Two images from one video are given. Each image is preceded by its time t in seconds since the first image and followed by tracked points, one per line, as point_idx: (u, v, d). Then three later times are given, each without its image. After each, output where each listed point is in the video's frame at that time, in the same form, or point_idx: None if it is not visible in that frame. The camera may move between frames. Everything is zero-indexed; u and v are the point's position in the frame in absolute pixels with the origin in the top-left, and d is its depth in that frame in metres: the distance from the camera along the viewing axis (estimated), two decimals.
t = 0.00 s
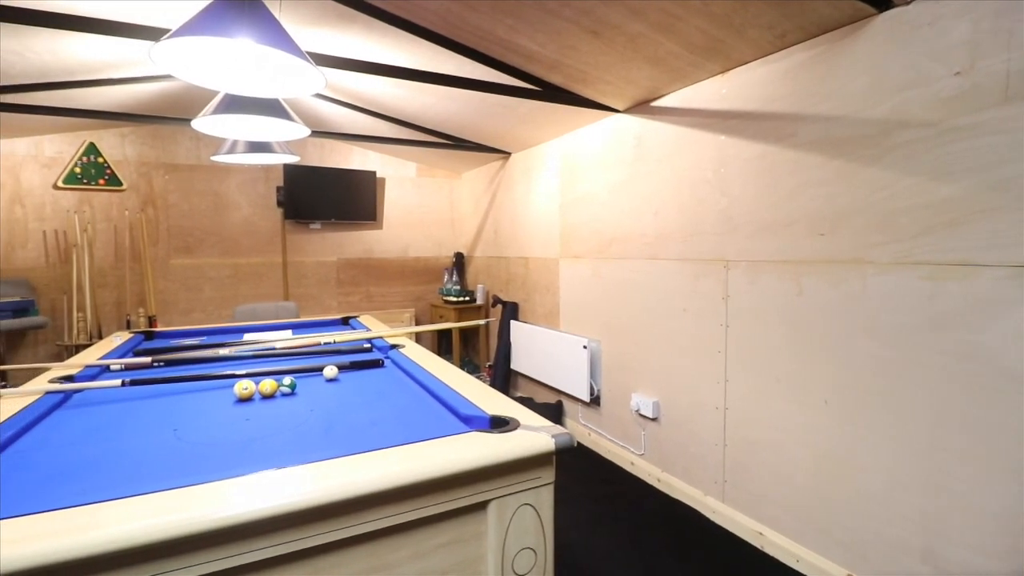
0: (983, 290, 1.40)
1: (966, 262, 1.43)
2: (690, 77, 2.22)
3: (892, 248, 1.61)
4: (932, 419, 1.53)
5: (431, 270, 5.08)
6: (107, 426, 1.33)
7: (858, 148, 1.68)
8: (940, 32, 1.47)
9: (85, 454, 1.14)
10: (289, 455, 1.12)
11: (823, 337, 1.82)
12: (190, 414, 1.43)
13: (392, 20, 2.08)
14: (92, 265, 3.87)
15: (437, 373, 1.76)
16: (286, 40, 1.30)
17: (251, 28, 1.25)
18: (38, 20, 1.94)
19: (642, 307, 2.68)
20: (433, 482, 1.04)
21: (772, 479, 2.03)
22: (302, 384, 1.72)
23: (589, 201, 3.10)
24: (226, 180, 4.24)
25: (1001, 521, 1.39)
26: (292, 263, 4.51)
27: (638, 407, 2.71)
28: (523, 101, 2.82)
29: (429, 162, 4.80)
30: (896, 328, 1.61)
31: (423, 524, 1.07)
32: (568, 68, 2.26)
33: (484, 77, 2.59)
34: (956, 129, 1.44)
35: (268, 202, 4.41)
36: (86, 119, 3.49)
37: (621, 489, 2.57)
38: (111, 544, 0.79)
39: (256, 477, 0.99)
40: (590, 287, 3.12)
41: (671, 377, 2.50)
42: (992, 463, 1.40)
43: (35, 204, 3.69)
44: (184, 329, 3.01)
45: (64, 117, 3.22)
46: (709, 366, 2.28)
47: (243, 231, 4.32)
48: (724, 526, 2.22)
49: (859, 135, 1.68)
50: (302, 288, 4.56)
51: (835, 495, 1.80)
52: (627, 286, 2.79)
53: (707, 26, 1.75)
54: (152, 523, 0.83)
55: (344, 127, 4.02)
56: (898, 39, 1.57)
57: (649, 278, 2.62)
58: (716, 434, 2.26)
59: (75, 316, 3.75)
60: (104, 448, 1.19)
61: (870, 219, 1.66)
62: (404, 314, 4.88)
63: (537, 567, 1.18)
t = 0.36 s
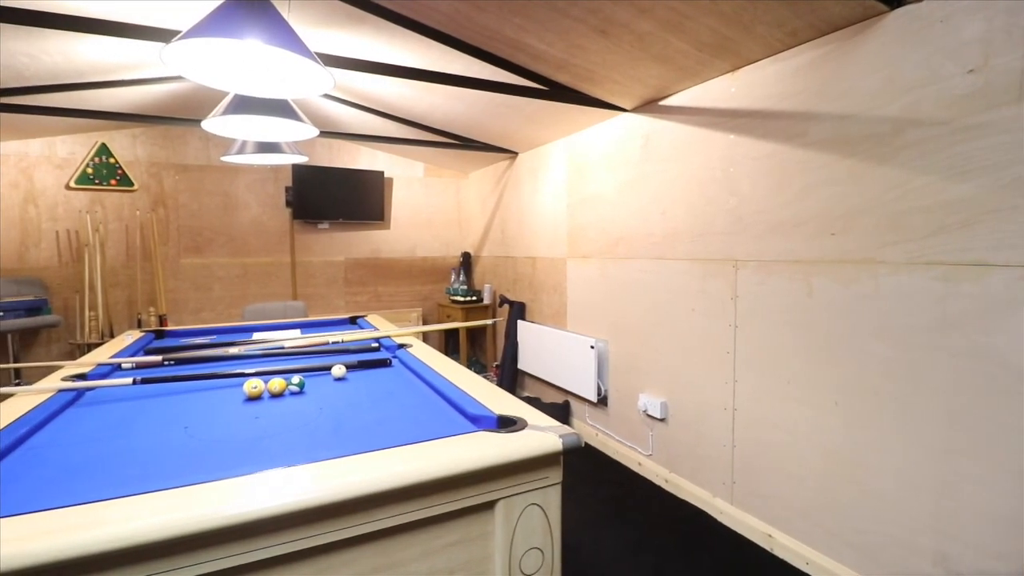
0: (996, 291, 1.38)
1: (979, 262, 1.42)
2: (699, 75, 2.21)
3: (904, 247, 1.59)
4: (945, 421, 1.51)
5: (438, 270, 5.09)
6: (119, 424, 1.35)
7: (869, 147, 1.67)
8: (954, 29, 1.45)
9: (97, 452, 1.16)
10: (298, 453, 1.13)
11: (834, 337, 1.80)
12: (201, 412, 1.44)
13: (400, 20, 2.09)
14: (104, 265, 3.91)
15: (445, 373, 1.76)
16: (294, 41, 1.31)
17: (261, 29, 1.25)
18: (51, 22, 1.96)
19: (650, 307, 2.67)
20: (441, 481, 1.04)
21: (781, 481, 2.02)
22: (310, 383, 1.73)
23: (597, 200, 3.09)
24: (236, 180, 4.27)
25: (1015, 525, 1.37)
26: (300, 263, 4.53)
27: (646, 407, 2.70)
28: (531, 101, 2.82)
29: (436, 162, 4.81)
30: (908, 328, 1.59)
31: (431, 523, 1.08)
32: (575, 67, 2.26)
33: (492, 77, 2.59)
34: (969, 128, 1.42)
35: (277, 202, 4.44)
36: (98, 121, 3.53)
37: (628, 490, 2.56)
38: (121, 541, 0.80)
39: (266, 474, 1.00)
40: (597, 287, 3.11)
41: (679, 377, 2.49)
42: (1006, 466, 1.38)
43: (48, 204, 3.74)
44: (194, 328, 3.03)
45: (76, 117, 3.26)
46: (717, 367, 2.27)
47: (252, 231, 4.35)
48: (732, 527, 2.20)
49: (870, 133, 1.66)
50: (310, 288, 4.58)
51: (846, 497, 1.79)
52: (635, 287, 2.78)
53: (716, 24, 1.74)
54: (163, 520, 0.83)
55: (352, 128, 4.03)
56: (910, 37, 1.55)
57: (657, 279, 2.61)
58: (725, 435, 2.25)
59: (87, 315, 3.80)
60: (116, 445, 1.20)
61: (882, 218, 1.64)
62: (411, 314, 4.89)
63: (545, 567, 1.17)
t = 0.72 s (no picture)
0: (1013, 291, 1.36)
1: (996, 262, 1.39)
2: (709, 74, 2.20)
3: (918, 247, 1.56)
4: (960, 423, 1.49)
5: (447, 270, 5.10)
6: (133, 421, 1.37)
7: (883, 145, 1.64)
8: (970, 25, 1.42)
9: (111, 449, 1.17)
10: (308, 452, 1.14)
11: (846, 338, 1.78)
12: (212, 411, 1.45)
13: (409, 20, 2.09)
14: (118, 264, 3.96)
15: (453, 373, 1.77)
16: (306, 43, 1.32)
17: (272, 31, 1.26)
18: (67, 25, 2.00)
19: (659, 308, 2.65)
20: (449, 480, 1.04)
21: (792, 483, 2.00)
22: (320, 382, 1.74)
23: (605, 200, 3.08)
24: (246, 181, 4.31)
25: None
26: (310, 263, 4.56)
27: (655, 408, 2.69)
28: (539, 101, 2.82)
29: (445, 162, 4.82)
30: (923, 329, 1.56)
31: (439, 522, 1.08)
32: (584, 66, 2.25)
33: (500, 77, 2.59)
34: (985, 126, 1.40)
35: (287, 203, 4.47)
36: (112, 123, 3.58)
37: (637, 491, 2.55)
38: (134, 538, 0.81)
39: (276, 472, 1.00)
40: (606, 287, 3.10)
41: (689, 378, 2.48)
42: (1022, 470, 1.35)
43: (63, 204, 3.80)
44: (206, 327, 3.06)
45: (91, 119, 3.31)
46: (727, 368, 2.25)
47: (262, 231, 4.39)
48: (742, 529, 2.18)
49: (884, 131, 1.64)
50: (320, 288, 4.62)
51: (858, 500, 1.76)
52: (644, 287, 2.76)
53: (726, 23, 1.72)
54: (176, 516, 0.84)
55: (361, 128, 4.05)
56: (925, 33, 1.52)
57: (666, 279, 2.60)
58: (735, 436, 2.23)
59: (101, 314, 3.85)
60: (129, 442, 1.21)
61: (896, 218, 1.62)
62: (419, 314, 4.91)
63: (553, 567, 1.17)
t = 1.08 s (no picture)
0: None
1: (1016, 262, 1.36)
2: (721, 72, 2.18)
3: (936, 247, 1.54)
4: (979, 426, 1.46)
5: (457, 270, 5.11)
6: (149, 419, 1.38)
7: (899, 143, 1.62)
8: (990, 21, 1.39)
9: (127, 446, 1.19)
10: (319, 450, 1.14)
11: (861, 339, 1.76)
12: (226, 409, 1.47)
13: (420, 21, 2.10)
14: (133, 264, 4.02)
15: (463, 372, 1.77)
16: (319, 46, 1.34)
17: (285, 33, 1.28)
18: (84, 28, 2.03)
19: (670, 308, 2.64)
20: (460, 480, 1.04)
21: (806, 486, 1.97)
22: (332, 381, 1.75)
23: (616, 200, 3.07)
24: (259, 182, 4.36)
25: None
26: (321, 263, 4.60)
27: (666, 409, 2.67)
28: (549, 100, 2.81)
29: (455, 162, 4.84)
30: (940, 331, 1.54)
31: (450, 521, 1.08)
32: (595, 66, 2.24)
33: (511, 77, 2.59)
34: (1006, 123, 1.37)
35: (299, 203, 4.51)
36: (127, 124, 3.64)
37: (648, 493, 2.53)
38: (148, 534, 0.82)
39: (290, 470, 1.01)
40: (616, 288, 3.09)
41: (700, 379, 2.46)
42: None
43: (81, 205, 3.86)
44: (219, 326, 3.10)
45: (107, 121, 3.36)
46: (740, 369, 2.23)
47: (274, 231, 4.43)
48: (754, 532, 2.16)
49: (900, 130, 1.61)
50: (331, 287, 4.65)
51: (874, 503, 1.74)
52: (655, 287, 2.75)
53: (739, 20, 1.71)
54: (191, 513, 0.85)
55: (372, 129, 4.08)
56: (943, 30, 1.50)
57: (677, 279, 2.58)
58: (747, 438, 2.21)
59: (117, 313, 3.91)
60: (145, 440, 1.23)
61: (913, 217, 1.59)
62: (430, 314, 4.92)
63: (564, 568, 1.17)
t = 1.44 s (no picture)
0: None
1: None
2: (733, 71, 2.16)
3: (952, 248, 1.51)
4: (995, 429, 1.43)
5: (466, 270, 5.12)
6: (162, 417, 1.40)
7: (915, 142, 1.59)
8: (1008, 17, 1.37)
9: (140, 444, 1.20)
10: (329, 449, 1.15)
11: (874, 340, 1.74)
12: (237, 407, 1.48)
13: (429, 22, 2.11)
14: (147, 264, 4.08)
15: (472, 372, 1.77)
16: (329, 47, 1.34)
17: (297, 35, 1.29)
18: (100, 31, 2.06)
19: (681, 308, 2.62)
20: (469, 480, 1.04)
21: (819, 489, 1.95)
22: (342, 380, 1.76)
23: (625, 200, 3.06)
24: (271, 182, 4.40)
25: None
26: (331, 263, 4.63)
27: (676, 410, 2.66)
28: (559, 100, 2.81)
29: (464, 162, 4.84)
30: (955, 332, 1.51)
31: (459, 521, 1.08)
32: (605, 65, 2.24)
33: (520, 77, 2.59)
34: None
35: (309, 203, 4.54)
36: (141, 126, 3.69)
37: (658, 495, 2.52)
38: (159, 531, 0.82)
39: (299, 469, 1.02)
40: (626, 288, 3.08)
41: (710, 379, 2.44)
42: None
43: (96, 205, 3.92)
44: (231, 325, 3.13)
45: (122, 123, 3.41)
46: (751, 370, 2.21)
47: (285, 231, 4.47)
48: (766, 535, 2.14)
49: (915, 128, 1.59)
50: (341, 287, 4.68)
51: (887, 507, 1.71)
52: (665, 287, 2.73)
53: (751, 18, 1.69)
54: (201, 510, 0.86)
55: (382, 130, 4.10)
56: (959, 26, 1.47)
57: (688, 279, 2.56)
58: (759, 440, 2.19)
59: (131, 312, 3.96)
60: (158, 437, 1.25)
61: (929, 217, 1.57)
62: (439, 313, 4.93)
63: (573, 569, 1.16)
